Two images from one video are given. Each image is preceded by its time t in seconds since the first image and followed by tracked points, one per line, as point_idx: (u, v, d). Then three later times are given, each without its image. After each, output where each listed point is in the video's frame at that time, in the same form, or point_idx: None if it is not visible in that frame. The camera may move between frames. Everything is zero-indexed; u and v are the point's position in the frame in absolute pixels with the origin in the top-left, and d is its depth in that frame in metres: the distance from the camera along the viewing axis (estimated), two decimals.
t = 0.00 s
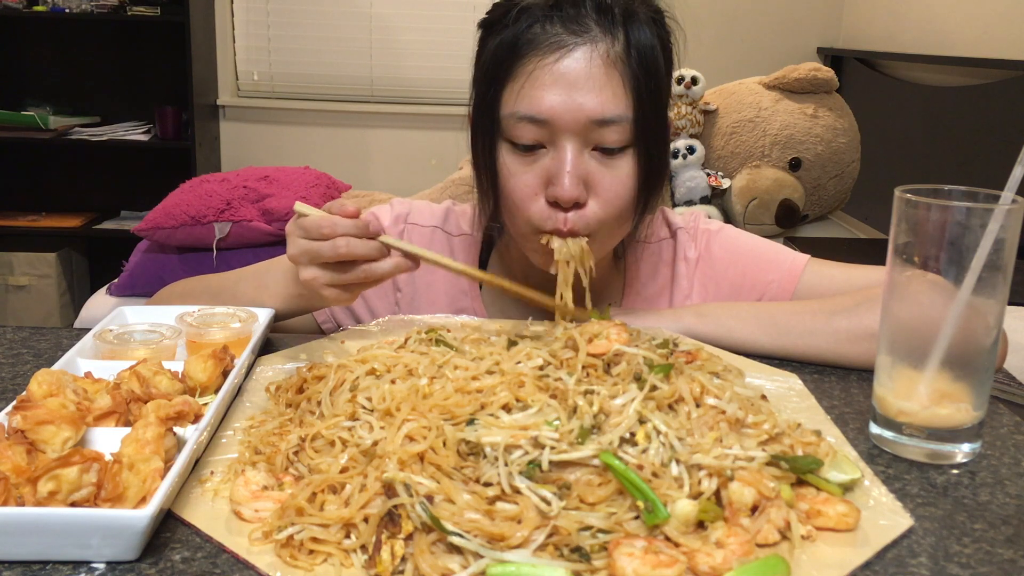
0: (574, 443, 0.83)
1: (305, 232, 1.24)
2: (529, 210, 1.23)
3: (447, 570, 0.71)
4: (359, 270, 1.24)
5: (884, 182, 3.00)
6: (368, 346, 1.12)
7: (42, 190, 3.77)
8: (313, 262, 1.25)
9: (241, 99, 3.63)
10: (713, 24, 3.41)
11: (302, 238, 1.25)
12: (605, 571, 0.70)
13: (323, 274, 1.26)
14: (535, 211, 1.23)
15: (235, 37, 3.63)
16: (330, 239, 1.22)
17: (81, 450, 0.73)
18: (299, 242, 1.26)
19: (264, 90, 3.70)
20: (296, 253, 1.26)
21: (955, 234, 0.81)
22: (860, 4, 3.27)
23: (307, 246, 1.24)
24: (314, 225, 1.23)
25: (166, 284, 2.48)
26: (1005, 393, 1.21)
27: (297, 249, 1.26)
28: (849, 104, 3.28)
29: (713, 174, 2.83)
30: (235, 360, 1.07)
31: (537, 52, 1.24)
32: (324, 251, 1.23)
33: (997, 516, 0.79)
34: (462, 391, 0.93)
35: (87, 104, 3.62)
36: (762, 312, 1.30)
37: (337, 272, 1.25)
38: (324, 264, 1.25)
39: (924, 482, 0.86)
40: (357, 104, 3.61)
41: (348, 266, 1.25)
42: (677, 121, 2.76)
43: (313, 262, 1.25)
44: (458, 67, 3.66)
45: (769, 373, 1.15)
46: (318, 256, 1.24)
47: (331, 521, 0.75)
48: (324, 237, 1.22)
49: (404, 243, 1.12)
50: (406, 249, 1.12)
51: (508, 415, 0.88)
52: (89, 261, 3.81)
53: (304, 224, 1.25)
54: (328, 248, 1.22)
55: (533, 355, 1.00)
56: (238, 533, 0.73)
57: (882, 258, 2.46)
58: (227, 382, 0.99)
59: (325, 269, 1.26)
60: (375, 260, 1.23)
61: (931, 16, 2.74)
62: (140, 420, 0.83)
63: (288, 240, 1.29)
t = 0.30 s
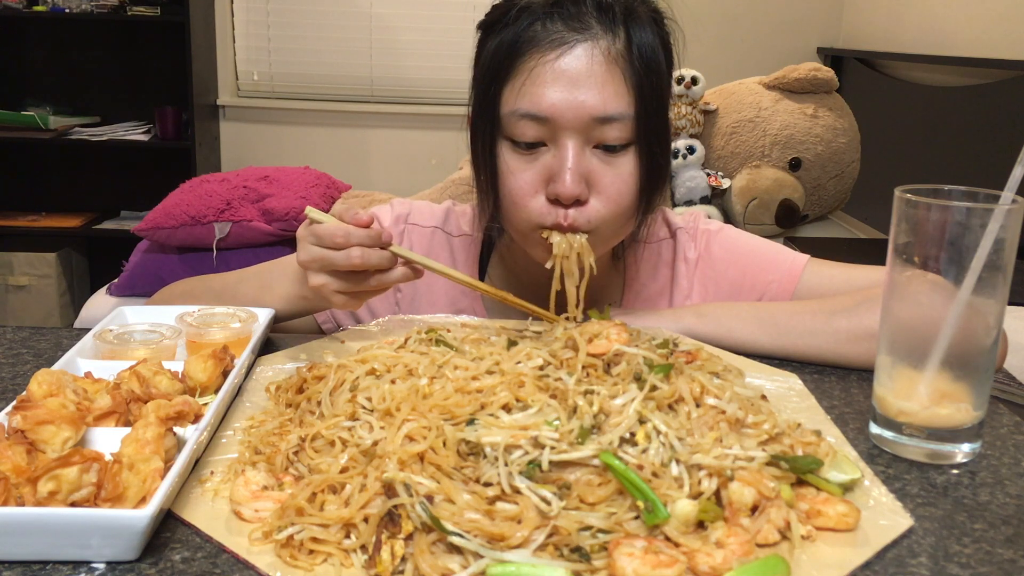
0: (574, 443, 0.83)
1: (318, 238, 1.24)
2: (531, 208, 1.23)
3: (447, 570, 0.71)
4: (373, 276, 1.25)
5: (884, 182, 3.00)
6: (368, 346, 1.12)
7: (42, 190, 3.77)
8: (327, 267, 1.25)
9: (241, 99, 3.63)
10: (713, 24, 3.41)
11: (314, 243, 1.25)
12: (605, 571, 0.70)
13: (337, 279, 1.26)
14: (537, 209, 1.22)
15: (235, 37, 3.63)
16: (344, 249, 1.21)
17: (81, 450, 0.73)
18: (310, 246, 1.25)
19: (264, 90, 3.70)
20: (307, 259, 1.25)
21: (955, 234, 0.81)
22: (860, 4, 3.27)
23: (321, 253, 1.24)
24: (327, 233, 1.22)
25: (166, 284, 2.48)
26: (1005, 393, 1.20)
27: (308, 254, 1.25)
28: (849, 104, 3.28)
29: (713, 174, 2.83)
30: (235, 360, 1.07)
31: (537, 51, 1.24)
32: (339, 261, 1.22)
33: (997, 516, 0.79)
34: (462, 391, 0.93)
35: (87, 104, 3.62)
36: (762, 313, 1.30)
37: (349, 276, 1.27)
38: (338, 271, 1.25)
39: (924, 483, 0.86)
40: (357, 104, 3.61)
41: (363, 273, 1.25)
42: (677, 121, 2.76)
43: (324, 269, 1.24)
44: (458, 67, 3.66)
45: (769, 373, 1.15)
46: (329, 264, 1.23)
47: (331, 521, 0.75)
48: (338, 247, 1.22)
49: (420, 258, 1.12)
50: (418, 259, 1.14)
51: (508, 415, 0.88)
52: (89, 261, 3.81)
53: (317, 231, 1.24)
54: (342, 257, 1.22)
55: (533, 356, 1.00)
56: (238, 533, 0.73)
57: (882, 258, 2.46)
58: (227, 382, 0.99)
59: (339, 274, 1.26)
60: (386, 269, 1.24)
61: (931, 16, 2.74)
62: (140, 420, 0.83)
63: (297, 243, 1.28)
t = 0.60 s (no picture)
0: (574, 443, 0.83)
1: (321, 242, 1.24)
2: (529, 207, 1.23)
3: (447, 570, 0.71)
4: (376, 279, 1.25)
5: (884, 182, 3.00)
6: (368, 346, 1.12)
7: (42, 190, 3.77)
8: (330, 271, 1.25)
9: (241, 99, 3.63)
10: (713, 24, 3.41)
11: (317, 247, 1.25)
12: (605, 571, 0.70)
13: (340, 283, 1.26)
14: (535, 208, 1.22)
15: (235, 37, 3.63)
16: (347, 253, 1.22)
17: (81, 450, 0.73)
18: (313, 251, 1.25)
19: (264, 90, 3.70)
20: (309, 262, 1.25)
21: (955, 234, 0.81)
22: (860, 4, 3.27)
23: (324, 256, 1.24)
24: (331, 237, 1.22)
25: (166, 284, 2.48)
26: (1005, 394, 1.20)
27: (310, 258, 1.25)
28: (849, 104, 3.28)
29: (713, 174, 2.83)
30: (235, 360, 1.07)
31: (536, 50, 1.24)
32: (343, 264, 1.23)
33: (997, 516, 0.79)
34: (462, 391, 0.93)
35: (87, 104, 3.62)
36: (762, 312, 1.30)
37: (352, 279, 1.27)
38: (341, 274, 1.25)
39: (924, 483, 0.86)
40: (358, 104, 3.61)
41: (366, 277, 1.25)
42: (677, 121, 2.76)
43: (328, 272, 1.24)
44: (458, 67, 3.66)
45: (769, 373, 1.15)
46: (333, 268, 1.23)
47: (331, 521, 0.75)
48: (341, 251, 1.22)
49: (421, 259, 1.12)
50: (420, 261, 1.14)
51: (508, 415, 0.88)
52: (89, 261, 3.81)
53: (320, 235, 1.24)
54: (346, 261, 1.22)
55: (533, 355, 1.00)
56: (238, 533, 0.73)
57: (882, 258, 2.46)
58: (227, 382, 0.99)
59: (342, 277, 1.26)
60: (388, 272, 1.24)
61: (931, 16, 2.74)
62: (140, 420, 0.83)
63: (299, 246, 1.28)
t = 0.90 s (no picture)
0: (574, 443, 0.83)
1: (322, 242, 1.24)
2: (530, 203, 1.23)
3: (447, 570, 0.71)
4: (377, 279, 1.25)
5: (884, 182, 3.00)
6: (368, 346, 1.12)
7: (42, 190, 3.77)
8: (331, 270, 1.25)
9: (241, 99, 3.63)
10: (713, 24, 3.41)
11: (317, 247, 1.25)
12: (605, 571, 0.70)
13: (341, 282, 1.26)
14: (536, 204, 1.23)
15: (235, 37, 3.63)
16: (348, 253, 1.22)
17: (81, 450, 0.73)
18: (314, 250, 1.25)
19: (264, 90, 3.70)
20: (309, 263, 1.25)
21: (955, 234, 0.81)
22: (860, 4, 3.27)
23: (326, 256, 1.24)
24: (332, 238, 1.22)
25: (166, 284, 2.48)
26: (1005, 394, 1.20)
27: (311, 258, 1.25)
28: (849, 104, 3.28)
29: (713, 174, 2.83)
30: (235, 360, 1.07)
31: (535, 46, 1.24)
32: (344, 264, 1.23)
33: (997, 515, 0.79)
34: (462, 391, 0.93)
35: (86, 104, 3.62)
36: (762, 312, 1.30)
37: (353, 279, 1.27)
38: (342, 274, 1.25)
39: (924, 483, 0.86)
40: (358, 104, 3.61)
41: (368, 277, 1.25)
42: (677, 121, 2.76)
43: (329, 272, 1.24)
44: (458, 67, 3.66)
45: (769, 373, 1.15)
46: (334, 268, 1.23)
47: (331, 521, 0.75)
48: (342, 251, 1.22)
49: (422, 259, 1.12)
50: (421, 261, 1.14)
51: (508, 415, 0.88)
52: (89, 261, 3.81)
53: (320, 235, 1.24)
54: (347, 262, 1.22)
55: (533, 355, 1.00)
56: (238, 533, 0.73)
57: (882, 258, 2.46)
58: (227, 382, 0.99)
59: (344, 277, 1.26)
60: (388, 272, 1.24)
61: (931, 16, 2.74)
62: (140, 420, 0.83)
63: (299, 247, 1.28)
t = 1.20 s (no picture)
0: (574, 443, 0.83)
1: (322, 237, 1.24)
2: (529, 206, 1.23)
3: (447, 570, 0.71)
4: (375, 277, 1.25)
5: (884, 182, 3.00)
6: (368, 346, 1.12)
7: (42, 190, 3.77)
8: (330, 266, 1.25)
9: (241, 99, 3.63)
10: (713, 24, 3.41)
11: (316, 242, 1.25)
12: (605, 571, 0.70)
13: (342, 281, 1.26)
14: (536, 206, 1.23)
15: (235, 37, 3.63)
16: (348, 251, 1.22)
17: (81, 450, 0.73)
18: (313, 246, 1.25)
19: (264, 90, 3.70)
20: (309, 262, 1.25)
21: (955, 234, 0.81)
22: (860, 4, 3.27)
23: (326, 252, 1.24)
24: (331, 236, 1.22)
25: (166, 284, 2.48)
26: (1005, 393, 1.20)
27: (311, 257, 1.26)
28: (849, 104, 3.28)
29: (713, 174, 2.83)
30: (235, 360, 1.07)
31: (534, 48, 1.24)
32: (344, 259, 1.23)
33: (997, 516, 0.79)
34: (462, 391, 0.93)
35: (87, 104, 3.62)
36: (762, 312, 1.30)
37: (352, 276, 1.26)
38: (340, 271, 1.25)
39: (924, 483, 0.86)
40: (358, 104, 3.61)
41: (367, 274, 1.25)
42: (677, 121, 2.76)
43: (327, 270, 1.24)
44: (458, 67, 3.66)
45: (769, 373, 1.15)
46: (334, 265, 1.23)
47: (331, 521, 0.75)
48: (342, 249, 1.22)
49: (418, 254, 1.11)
50: (420, 258, 1.14)
51: (508, 415, 0.88)
52: (89, 261, 3.81)
53: (320, 234, 1.24)
54: (347, 260, 1.22)
55: (533, 355, 1.00)
56: (238, 533, 0.73)
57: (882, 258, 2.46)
58: (227, 382, 0.99)
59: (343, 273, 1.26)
60: (388, 269, 1.24)
61: (931, 16, 2.74)
62: (140, 420, 0.83)
63: (299, 245, 1.28)
